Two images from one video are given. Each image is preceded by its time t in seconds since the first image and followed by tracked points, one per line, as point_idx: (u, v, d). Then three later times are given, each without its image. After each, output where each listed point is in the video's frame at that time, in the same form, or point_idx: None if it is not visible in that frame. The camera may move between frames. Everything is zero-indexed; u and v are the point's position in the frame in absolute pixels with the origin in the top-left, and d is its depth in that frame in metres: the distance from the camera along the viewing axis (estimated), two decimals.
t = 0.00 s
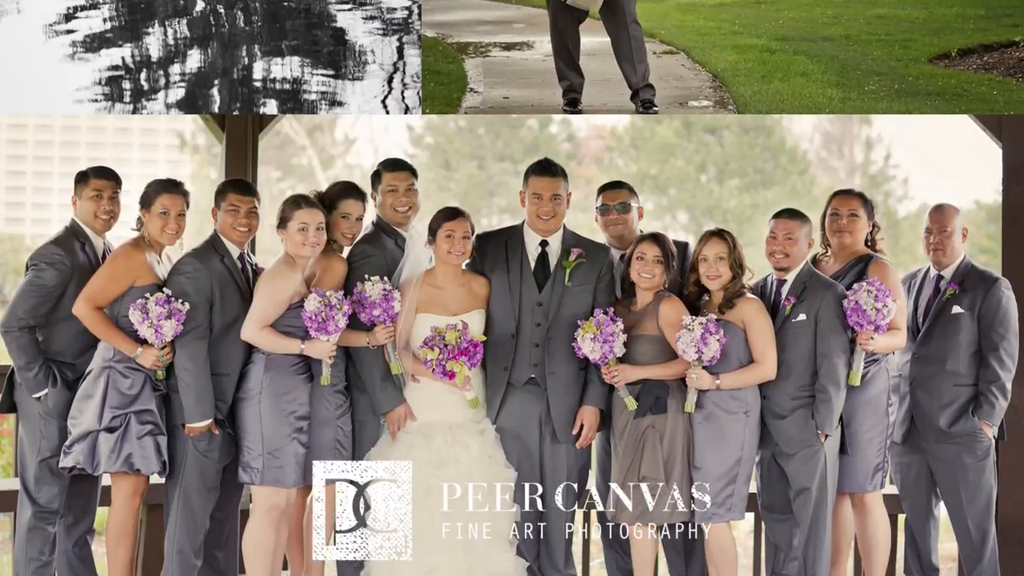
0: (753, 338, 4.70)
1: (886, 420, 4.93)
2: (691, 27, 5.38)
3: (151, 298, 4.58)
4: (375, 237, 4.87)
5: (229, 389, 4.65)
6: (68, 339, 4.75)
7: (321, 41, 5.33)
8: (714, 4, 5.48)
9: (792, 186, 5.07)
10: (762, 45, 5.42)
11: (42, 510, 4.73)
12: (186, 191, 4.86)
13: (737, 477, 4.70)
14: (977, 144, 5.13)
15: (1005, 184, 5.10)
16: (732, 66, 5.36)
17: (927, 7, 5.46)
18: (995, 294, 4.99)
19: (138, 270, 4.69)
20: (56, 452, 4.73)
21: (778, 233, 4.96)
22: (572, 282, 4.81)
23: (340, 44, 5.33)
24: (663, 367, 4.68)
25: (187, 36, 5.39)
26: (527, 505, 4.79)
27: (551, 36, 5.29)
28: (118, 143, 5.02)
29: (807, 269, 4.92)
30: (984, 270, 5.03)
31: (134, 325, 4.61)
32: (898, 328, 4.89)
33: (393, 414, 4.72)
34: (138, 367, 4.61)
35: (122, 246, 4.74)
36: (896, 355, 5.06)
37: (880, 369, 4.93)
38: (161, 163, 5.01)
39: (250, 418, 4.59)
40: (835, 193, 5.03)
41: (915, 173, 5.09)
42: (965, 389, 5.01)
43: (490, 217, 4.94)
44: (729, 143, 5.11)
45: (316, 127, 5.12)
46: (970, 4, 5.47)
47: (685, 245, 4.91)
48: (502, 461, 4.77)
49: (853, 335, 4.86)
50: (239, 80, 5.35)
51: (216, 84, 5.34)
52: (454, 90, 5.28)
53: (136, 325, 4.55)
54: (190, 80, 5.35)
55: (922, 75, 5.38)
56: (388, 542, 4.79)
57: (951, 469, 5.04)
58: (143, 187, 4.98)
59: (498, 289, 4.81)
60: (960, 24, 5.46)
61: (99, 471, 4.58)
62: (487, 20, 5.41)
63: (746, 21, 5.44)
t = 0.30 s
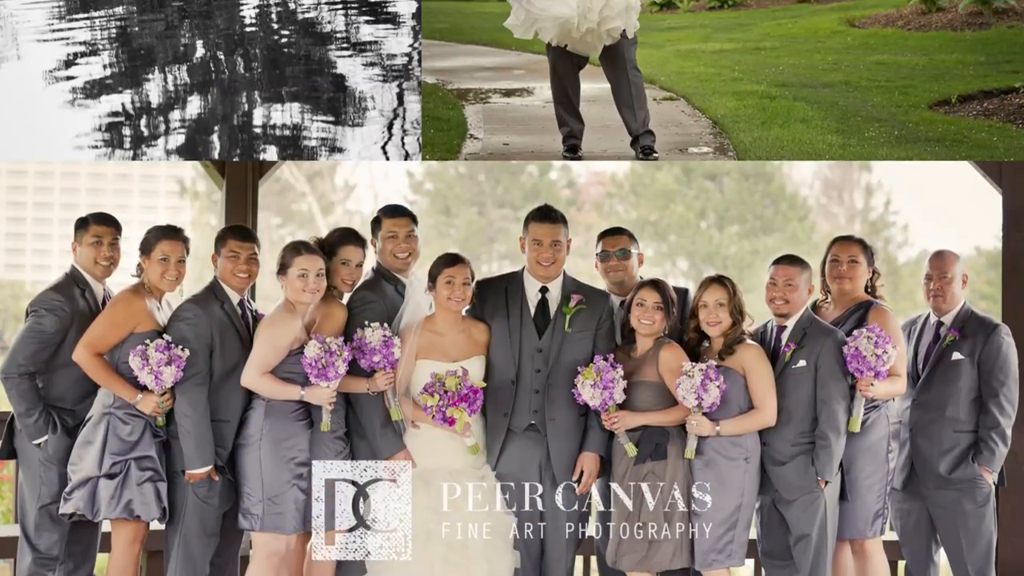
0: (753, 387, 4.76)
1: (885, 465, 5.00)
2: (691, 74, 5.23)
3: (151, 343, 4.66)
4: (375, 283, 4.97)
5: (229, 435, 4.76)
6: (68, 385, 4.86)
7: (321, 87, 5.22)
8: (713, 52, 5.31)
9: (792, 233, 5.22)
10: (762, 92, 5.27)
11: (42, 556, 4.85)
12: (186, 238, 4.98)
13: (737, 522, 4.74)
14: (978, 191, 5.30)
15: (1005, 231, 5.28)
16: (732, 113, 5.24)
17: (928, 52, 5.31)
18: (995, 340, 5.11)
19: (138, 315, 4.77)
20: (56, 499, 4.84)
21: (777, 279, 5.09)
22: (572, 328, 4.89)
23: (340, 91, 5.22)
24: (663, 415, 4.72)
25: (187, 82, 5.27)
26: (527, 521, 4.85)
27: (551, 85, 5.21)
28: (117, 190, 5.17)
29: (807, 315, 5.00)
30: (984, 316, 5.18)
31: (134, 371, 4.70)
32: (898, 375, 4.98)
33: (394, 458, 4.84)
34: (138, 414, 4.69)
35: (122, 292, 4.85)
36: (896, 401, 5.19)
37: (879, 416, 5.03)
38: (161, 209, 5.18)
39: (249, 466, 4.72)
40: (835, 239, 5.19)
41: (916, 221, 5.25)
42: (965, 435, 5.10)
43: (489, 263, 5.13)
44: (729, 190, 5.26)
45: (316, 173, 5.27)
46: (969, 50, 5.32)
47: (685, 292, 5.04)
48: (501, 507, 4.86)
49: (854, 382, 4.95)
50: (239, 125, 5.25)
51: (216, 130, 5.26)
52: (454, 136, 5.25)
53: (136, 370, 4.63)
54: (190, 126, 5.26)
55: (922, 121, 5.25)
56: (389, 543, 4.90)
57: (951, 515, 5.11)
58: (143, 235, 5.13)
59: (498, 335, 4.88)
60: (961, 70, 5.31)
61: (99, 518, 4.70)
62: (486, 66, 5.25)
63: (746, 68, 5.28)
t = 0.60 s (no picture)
0: (753, 432, 4.88)
1: (885, 511, 5.09)
2: (690, 120, 5.35)
3: (151, 390, 4.81)
4: (375, 330, 5.08)
5: (229, 482, 4.86)
6: (67, 432, 4.96)
7: (321, 134, 5.35)
8: (714, 98, 5.44)
9: (792, 278, 5.43)
10: (762, 138, 5.40)
11: None
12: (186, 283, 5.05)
13: (737, 568, 4.86)
14: (978, 238, 5.52)
15: (1005, 278, 5.48)
16: (732, 159, 5.37)
17: (928, 99, 5.44)
18: (995, 386, 5.28)
19: (138, 363, 4.88)
20: (56, 545, 4.94)
21: (778, 325, 5.23)
22: (572, 374, 4.98)
23: (340, 137, 5.35)
24: (663, 461, 4.86)
25: (187, 128, 5.37)
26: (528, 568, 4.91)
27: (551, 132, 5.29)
28: (117, 236, 5.33)
29: (807, 361, 5.12)
30: (983, 363, 5.36)
31: (133, 419, 4.81)
32: (898, 422, 5.07)
33: (394, 506, 4.91)
34: (138, 460, 4.82)
35: (122, 339, 4.94)
36: (897, 447, 5.35)
37: (879, 462, 5.11)
38: (161, 255, 5.35)
39: (250, 513, 4.84)
40: (835, 285, 5.40)
41: (915, 267, 5.47)
42: (965, 481, 5.26)
43: (489, 309, 5.30)
44: (729, 237, 5.47)
45: (316, 220, 5.45)
46: (970, 97, 5.44)
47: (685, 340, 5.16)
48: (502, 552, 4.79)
49: (854, 428, 5.03)
50: (239, 172, 5.37)
51: (216, 176, 5.37)
52: (454, 183, 5.37)
53: (136, 418, 4.77)
54: (190, 173, 5.37)
55: (922, 168, 5.39)
56: (387, 543, 4.88)
57: (951, 560, 5.27)
58: (142, 280, 5.28)
59: (498, 382, 4.97)
60: (959, 117, 5.43)
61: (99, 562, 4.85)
62: (487, 112, 5.34)
63: (746, 114, 5.41)
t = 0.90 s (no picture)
0: (752, 478, 4.95)
1: (885, 556, 5.18)
2: (690, 166, 5.68)
3: (151, 437, 4.92)
4: (375, 376, 5.21)
5: (229, 528, 4.97)
6: (67, 479, 5.09)
7: (321, 180, 5.78)
8: (715, 144, 5.78)
9: (792, 324, 5.51)
10: (762, 184, 5.75)
11: None
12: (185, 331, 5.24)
13: None
14: (978, 283, 5.63)
15: (1005, 324, 5.60)
16: (732, 206, 5.70)
17: (928, 145, 5.78)
18: (995, 433, 5.38)
19: (137, 409, 5.01)
20: None
21: (778, 371, 5.33)
22: (572, 421, 5.11)
23: (340, 184, 5.79)
24: (662, 507, 4.99)
25: (187, 174, 5.86)
26: None
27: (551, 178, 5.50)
28: (117, 283, 5.55)
29: (807, 409, 5.21)
30: (983, 409, 5.45)
31: (133, 465, 4.92)
32: (898, 468, 5.18)
33: (395, 552, 5.00)
34: (139, 507, 4.92)
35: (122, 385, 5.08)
36: (898, 493, 5.42)
37: (879, 508, 5.19)
38: (161, 301, 5.51)
39: (250, 559, 4.94)
40: (835, 330, 5.46)
41: (914, 313, 5.54)
42: (965, 527, 5.36)
43: (489, 356, 5.34)
44: (729, 282, 5.58)
45: (315, 267, 5.65)
46: (970, 143, 5.78)
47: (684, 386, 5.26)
48: None
49: (853, 475, 5.12)
50: (239, 218, 5.83)
51: (216, 223, 5.83)
52: (454, 229, 5.70)
53: (137, 463, 4.89)
54: (190, 219, 5.85)
55: (922, 215, 5.72)
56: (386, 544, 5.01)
57: None
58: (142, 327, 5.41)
59: (497, 429, 5.09)
60: (960, 162, 5.78)
61: None
62: (487, 159, 5.70)
63: (746, 161, 5.75)
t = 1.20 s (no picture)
0: (753, 526, 5.03)
1: None
2: (690, 213, 5.91)
3: (151, 483, 4.98)
4: (375, 423, 5.37)
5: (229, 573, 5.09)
6: (67, 525, 5.18)
7: (321, 227, 6.12)
8: (715, 191, 6.04)
9: (792, 370, 5.79)
10: (762, 231, 5.99)
11: None
12: (185, 375, 5.30)
13: None
14: (979, 330, 5.90)
15: (1005, 369, 5.83)
16: (732, 252, 5.94)
17: (928, 192, 6.04)
18: (995, 478, 5.39)
19: (138, 455, 5.11)
20: None
21: (778, 418, 5.30)
22: (572, 467, 5.18)
23: (340, 231, 6.12)
24: (662, 553, 5.07)
25: (187, 221, 6.19)
26: None
27: (550, 225, 5.72)
28: (117, 328, 5.85)
29: (807, 455, 5.24)
30: (982, 456, 5.47)
31: (133, 512, 5.02)
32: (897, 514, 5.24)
33: None
34: (138, 552, 5.07)
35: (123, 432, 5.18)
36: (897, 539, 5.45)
37: (879, 554, 5.31)
38: (161, 346, 5.81)
39: None
40: (836, 377, 5.59)
41: (915, 360, 5.82)
42: (966, 572, 5.35)
43: (489, 403, 5.68)
44: (728, 329, 5.85)
45: (316, 313, 5.99)
46: (970, 190, 6.05)
47: (684, 433, 5.37)
48: None
49: (854, 521, 5.18)
50: (239, 265, 6.14)
51: (216, 269, 6.16)
52: (454, 276, 5.95)
53: (138, 509, 4.96)
54: (190, 265, 6.18)
55: (922, 260, 5.98)
56: None
57: None
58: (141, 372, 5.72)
59: (498, 475, 5.18)
60: (960, 209, 6.04)
61: None
62: (487, 207, 5.91)
63: (746, 208, 6.00)
